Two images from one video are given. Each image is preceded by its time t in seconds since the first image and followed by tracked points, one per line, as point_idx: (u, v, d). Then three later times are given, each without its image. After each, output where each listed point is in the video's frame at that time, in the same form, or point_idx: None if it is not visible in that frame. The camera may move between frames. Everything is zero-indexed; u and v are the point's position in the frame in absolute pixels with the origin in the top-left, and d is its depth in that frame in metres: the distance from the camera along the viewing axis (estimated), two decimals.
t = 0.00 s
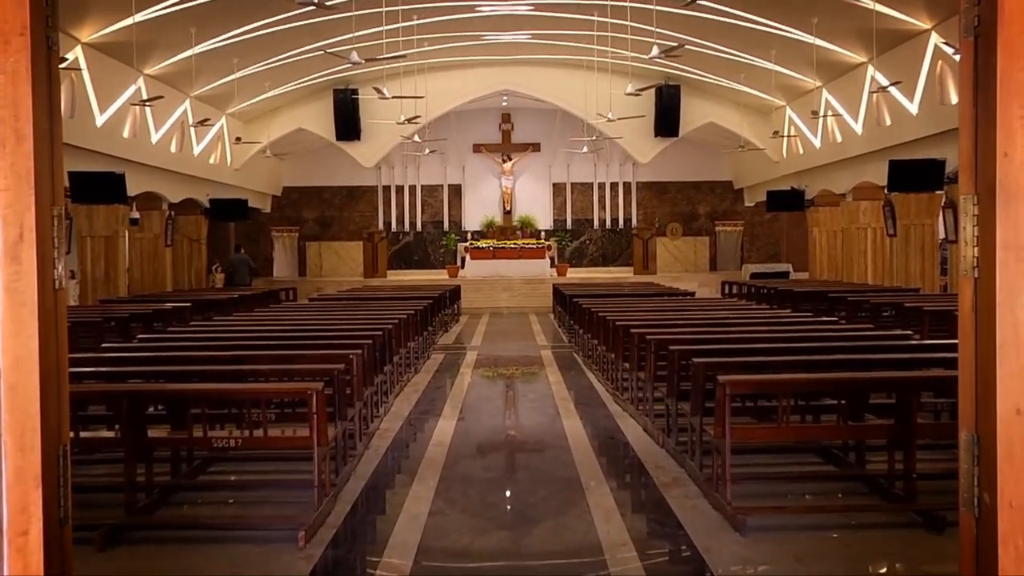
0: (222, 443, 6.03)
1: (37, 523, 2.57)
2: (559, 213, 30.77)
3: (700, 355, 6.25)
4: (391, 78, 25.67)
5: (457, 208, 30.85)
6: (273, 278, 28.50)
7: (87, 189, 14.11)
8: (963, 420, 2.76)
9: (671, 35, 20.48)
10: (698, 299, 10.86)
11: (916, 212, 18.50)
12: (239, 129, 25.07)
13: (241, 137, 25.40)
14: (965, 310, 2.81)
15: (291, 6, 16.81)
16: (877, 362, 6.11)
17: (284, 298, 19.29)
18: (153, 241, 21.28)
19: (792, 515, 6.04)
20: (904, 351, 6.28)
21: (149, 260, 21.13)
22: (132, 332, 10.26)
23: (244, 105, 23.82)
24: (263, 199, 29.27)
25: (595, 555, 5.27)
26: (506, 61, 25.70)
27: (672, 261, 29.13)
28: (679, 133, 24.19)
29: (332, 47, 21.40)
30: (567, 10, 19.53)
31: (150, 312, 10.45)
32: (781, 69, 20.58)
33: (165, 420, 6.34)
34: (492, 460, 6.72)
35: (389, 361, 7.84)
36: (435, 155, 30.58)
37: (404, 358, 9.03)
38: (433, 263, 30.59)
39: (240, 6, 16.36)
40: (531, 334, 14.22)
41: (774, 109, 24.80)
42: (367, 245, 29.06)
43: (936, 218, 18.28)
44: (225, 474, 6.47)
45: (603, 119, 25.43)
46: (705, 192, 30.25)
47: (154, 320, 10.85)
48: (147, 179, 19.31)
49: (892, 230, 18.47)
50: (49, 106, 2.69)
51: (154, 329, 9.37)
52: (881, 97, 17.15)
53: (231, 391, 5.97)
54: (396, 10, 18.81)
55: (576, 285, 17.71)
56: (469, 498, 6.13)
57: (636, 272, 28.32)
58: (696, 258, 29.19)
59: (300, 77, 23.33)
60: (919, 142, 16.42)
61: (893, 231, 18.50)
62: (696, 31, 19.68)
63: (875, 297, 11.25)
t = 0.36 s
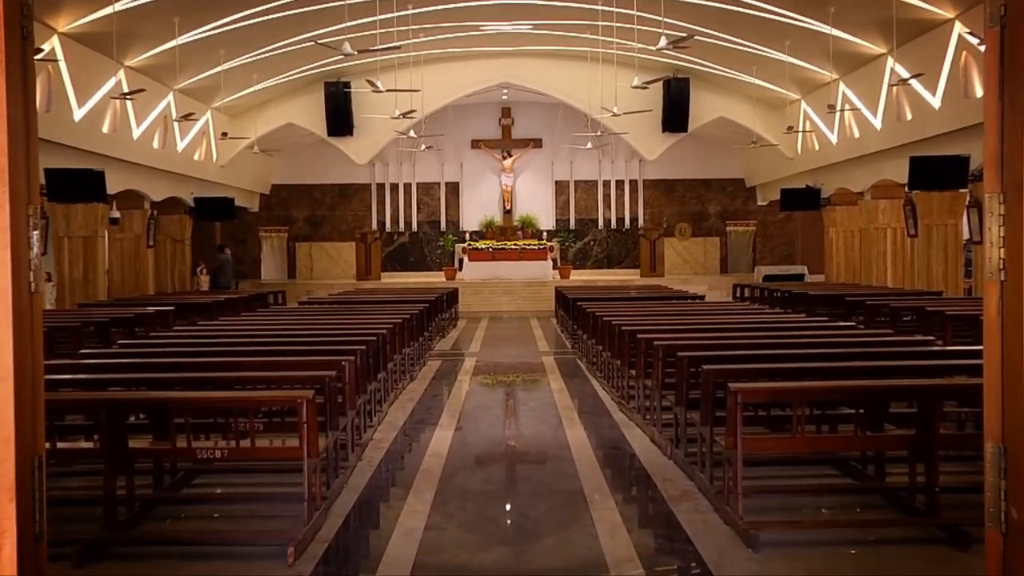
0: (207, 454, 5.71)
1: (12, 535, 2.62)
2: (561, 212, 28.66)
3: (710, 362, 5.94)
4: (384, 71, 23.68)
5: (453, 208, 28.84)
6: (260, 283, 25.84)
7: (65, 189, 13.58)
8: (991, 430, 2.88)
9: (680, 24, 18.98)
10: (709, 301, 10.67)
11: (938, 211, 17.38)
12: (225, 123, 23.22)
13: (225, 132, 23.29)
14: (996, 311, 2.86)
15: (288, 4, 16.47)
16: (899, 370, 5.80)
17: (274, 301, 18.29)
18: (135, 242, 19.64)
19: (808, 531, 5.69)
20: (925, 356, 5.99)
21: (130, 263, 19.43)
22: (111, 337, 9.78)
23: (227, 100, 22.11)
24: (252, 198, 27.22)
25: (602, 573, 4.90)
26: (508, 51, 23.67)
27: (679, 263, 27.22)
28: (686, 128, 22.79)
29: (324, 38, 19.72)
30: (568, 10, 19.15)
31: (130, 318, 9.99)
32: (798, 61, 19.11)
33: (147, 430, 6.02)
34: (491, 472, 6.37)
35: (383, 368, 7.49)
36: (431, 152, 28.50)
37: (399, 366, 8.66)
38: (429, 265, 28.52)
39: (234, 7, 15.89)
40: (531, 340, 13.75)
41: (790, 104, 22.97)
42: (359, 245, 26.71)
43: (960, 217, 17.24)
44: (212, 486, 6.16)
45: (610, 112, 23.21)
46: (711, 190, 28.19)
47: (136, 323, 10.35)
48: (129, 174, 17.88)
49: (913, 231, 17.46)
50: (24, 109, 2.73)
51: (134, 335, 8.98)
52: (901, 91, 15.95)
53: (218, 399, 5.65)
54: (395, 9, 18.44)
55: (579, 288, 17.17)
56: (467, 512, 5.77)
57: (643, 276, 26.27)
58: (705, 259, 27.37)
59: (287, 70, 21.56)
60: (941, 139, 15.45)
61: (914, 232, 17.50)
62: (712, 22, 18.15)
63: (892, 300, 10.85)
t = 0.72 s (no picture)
0: (190, 467, 5.39)
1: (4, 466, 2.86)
2: (565, 212, 27.27)
3: (722, 370, 5.62)
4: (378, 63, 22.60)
5: (451, 207, 27.38)
6: (248, 285, 24.53)
7: (37, 187, 13.25)
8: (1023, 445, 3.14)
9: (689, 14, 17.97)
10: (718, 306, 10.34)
11: (963, 211, 16.88)
12: (208, 117, 22.19)
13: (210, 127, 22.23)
14: (1022, 314, 3.12)
15: None
16: (920, 378, 5.48)
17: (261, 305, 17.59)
18: (114, 242, 19.17)
19: (827, 549, 5.33)
20: (950, 364, 5.66)
21: (108, 265, 19.02)
22: (90, 344, 9.38)
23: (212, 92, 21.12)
24: (237, 198, 26.14)
25: None
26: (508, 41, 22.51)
27: (689, 264, 25.88)
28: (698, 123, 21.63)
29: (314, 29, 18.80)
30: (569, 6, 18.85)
31: (109, 323, 9.59)
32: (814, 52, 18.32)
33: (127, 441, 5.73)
34: (491, 486, 6.03)
35: (376, 376, 7.14)
36: (428, 148, 27.14)
37: (392, 374, 8.30)
38: (427, 267, 26.91)
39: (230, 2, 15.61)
40: (533, 346, 13.31)
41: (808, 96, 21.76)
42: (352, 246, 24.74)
43: (987, 217, 16.73)
44: (196, 500, 5.86)
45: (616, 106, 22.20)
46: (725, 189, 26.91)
47: (115, 329, 9.95)
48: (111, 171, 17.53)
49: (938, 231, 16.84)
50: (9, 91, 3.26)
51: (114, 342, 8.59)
52: (924, 83, 15.55)
53: (201, 409, 5.33)
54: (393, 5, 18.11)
55: (581, 291, 16.69)
56: (464, 528, 5.42)
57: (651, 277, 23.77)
58: (716, 261, 25.86)
59: (275, 61, 20.57)
60: (963, 131, 15.07)
61: (937, 232, 16.48)
62: (721, 14, 17.41)
63: (913, 305, 10.44)
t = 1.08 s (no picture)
0: (176, 480, 5.13)
1: None
2: (567, 212, 26.16)
3: (734, 378, 5.36)
4: (372, 56, 21.90)
5: (448, 207, 26.20)
6: (238, 288, 23.89)
7: (14, 188, 12.98)
8: None
9: (699, 4, 17.38)
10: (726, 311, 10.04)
11: (988, 211, 16.13)
12: (195, 114, 21.40)
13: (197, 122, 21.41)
14: None
15: None
16: (939, 387, 5.22)
17: (250, 310, 17.15)
18: (95, 244, 18.16)
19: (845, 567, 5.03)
20: (974, 372, 5.41)
21: (89, 268, 18.00)
22: (69, 351, 9.02)
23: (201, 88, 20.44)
24: (225, 198, 25.23)
25: None
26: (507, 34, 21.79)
27: (697, 268, 25.01)
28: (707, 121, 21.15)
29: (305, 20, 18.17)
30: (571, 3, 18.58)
31: (90, 329, 9.24)
32: (830, 45, 17.82)
33: (109, 452, 5.47)
34: (490, 499, 5.75)
35: (370, 385, 6.86)
36: (423, 145, 25.98)
37: (387, 383, 8.03)
38: (423, 271, 25.89)
39: None
40: (534, 354, 12.98)
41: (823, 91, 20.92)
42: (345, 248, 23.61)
43: (1013, 218, 15.97)
44: (181, 514, 5.61)
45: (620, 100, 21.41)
46: (736, 188, 25.85)
47: (95, 335, 9.67)
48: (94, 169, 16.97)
49: (958, 233, 16.27)
50: None
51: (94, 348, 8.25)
52: (945, 77, 14.92)
53: (186, 419, 5.06)
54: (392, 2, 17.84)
55: (582, 296, 16.32)
56: (463, 544, 5.12)
57: (658, 282, 22.87)
58: (727, 265, 24.97)
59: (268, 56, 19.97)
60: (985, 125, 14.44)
61: (959, 234, 16.29)
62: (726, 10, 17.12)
63: (934, 310, 10.14)
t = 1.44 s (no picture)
0: (157, 496, 4.86)
1: None
2: (570, 215, 25.37)
3: (745, 390, 5.08)
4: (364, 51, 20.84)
5: (445, 208, 25.35)
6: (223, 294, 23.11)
7: None
8: None
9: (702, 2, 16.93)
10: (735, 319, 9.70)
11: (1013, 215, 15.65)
12: (178, 111, 20.28)
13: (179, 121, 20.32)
14: None
15: None
16: (962, 399, 4.96)
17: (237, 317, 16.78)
18: (72, 248, 17.59)
19: None
20: (997, 383, 5.15)
21: (65, 273, 17.42)
22: (45, 361, 8.75)
23: (184, 83, 19.35)
24: (212, 199, 24.26)
25: None
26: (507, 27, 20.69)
27: (708, 273, 24.01)
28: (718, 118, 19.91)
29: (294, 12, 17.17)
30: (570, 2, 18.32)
31: (67, 339, 8.97)
32: (847, 39, 16.75)
33: (87, 467, 5.21)
34: (489, 517, 5.46)
35: (364, 398, 6.56)
36: (419, 143, 25.20)
37: (381, 394, 7.75)
38: (418, 276, 24.92)
39: None
40: (535, 363, 12.67)
41: (839, 87, 19.75)
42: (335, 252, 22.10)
43: None
44: (163, 532, 5.35)
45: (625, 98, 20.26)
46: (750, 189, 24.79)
47: (73, 343, 9.38)
48: (81, 169, 16.38)
49: (982, 236, 15.76)
50: None
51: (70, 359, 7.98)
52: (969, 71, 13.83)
53: (166, 432, 4.79)
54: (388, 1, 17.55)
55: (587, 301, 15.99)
56: (460, 563, 4.84)
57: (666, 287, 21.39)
58: (740, 271, 23.88)
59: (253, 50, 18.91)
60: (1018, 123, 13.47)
61: (983, 237, 15.75)
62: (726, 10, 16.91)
63: (958, 317, 9.86)
